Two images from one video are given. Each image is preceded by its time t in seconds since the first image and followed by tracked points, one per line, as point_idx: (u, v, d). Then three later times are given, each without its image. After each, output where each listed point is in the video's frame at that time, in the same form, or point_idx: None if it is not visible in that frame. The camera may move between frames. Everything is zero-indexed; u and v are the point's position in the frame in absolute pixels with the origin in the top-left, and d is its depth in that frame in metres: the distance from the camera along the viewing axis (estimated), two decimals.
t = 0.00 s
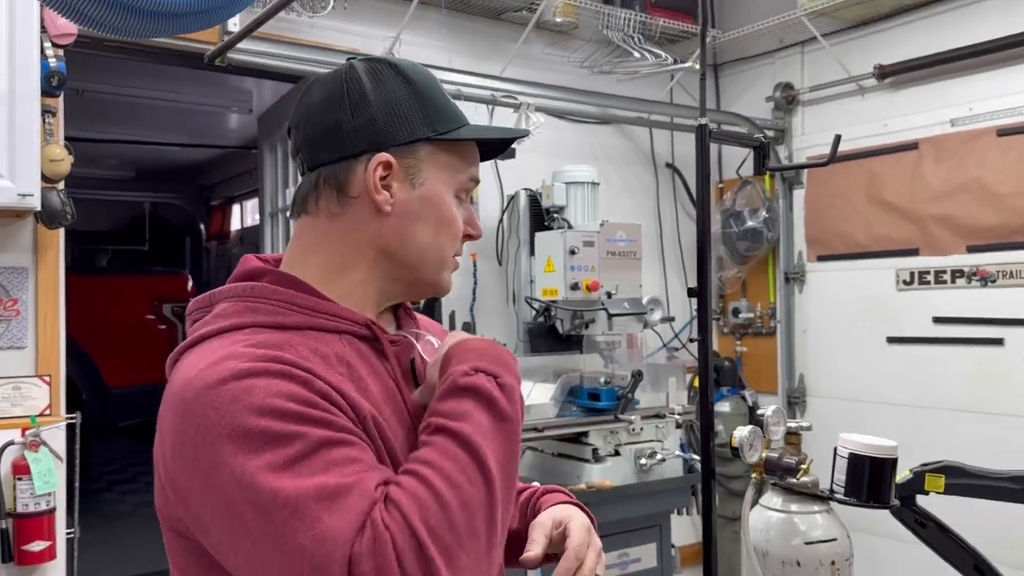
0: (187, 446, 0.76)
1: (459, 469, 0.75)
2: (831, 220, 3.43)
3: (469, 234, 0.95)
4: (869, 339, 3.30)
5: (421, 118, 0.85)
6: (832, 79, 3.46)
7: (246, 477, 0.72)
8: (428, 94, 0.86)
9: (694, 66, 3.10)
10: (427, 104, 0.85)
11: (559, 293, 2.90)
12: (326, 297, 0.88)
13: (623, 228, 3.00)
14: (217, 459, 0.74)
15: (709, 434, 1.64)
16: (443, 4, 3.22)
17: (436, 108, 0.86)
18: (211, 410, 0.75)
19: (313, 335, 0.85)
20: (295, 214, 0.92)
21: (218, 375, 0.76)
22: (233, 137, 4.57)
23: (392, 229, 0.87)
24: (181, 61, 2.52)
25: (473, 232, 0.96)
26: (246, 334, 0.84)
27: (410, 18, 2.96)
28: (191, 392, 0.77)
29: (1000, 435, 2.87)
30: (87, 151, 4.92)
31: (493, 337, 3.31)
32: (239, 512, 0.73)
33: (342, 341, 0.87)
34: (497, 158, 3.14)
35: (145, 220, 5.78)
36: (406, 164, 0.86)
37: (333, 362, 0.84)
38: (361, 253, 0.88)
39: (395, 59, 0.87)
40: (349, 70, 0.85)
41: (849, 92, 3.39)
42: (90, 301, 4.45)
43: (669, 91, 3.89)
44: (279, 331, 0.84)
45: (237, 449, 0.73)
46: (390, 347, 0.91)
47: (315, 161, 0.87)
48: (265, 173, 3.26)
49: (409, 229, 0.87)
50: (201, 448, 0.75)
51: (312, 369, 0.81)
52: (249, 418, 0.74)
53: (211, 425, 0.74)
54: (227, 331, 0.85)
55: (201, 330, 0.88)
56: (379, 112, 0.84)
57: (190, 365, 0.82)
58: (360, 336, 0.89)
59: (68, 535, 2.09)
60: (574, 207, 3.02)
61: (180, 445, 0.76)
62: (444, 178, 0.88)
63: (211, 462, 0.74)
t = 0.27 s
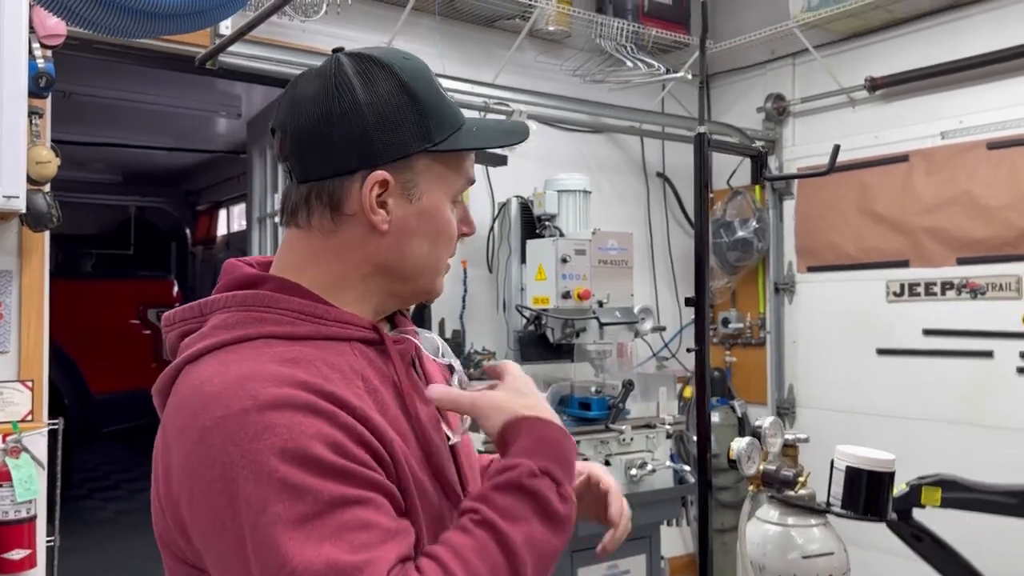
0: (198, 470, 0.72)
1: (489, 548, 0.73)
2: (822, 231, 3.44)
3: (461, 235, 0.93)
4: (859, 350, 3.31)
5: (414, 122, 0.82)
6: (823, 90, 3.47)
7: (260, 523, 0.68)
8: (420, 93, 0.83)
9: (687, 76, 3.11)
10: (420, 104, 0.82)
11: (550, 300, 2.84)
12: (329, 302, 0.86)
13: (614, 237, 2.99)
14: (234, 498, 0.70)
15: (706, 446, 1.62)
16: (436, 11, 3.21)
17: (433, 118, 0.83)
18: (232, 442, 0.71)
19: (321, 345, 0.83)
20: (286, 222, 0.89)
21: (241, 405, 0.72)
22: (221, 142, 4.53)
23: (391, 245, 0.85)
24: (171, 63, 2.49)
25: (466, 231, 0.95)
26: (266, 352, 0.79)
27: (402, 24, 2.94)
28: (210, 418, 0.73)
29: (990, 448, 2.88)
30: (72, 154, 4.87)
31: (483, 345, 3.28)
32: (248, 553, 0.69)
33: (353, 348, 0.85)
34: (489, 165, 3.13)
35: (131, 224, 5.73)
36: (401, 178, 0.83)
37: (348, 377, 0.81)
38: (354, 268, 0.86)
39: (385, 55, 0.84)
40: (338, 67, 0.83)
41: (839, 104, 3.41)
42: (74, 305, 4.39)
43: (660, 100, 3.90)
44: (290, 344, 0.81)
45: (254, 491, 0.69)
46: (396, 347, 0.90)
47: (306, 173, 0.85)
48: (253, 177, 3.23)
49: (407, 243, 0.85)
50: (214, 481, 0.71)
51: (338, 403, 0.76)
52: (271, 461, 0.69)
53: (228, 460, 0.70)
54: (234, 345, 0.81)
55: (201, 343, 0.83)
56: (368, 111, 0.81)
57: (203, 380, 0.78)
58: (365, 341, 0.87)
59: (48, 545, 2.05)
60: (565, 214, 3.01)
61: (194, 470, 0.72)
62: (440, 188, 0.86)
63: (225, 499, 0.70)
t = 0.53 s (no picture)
0: (249, 512, 0.68)
1: None
2: (821, 244, 3.44)
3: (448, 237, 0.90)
4: (859, 363, 3.30)
5: (392, 139, 0.78)
6: (823, 104, 3.49)
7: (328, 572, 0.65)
8: (396, 104, 0.78)
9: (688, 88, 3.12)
10: (395, 118, 0.78)
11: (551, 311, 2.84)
12: (339, 315, 0.83)
13: (615, 248, 2.99)
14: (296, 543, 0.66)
15: (711, 459, 1.62)
16: (438, 21, 3.22)
17: (409, 132, 0.78)
18: (290, 486, 0.67)
19: (346, 360, 0.79)
20: (263, 238, 0.85)
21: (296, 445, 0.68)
22: (220, 150, 4.53)
23: (374, 268, 0.82)
24: (173, 70, 2.49)
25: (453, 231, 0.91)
26: (303, 376, 0.75)
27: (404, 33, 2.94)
28: (263, 457, 0.68)
29: (990, 462, 2.87)
30: (70, 161, 4.85)
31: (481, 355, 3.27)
32: None
33: (371, 358, 0.82)
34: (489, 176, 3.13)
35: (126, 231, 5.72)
36: (380, 202, 0.80)
37: (383, 392, 0.78)
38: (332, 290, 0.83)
39: (358, 61, 0.79)
40: (305, 84, 0.78)
41: (839, 117, 3.42)
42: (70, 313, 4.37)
43: (660, 112, 3.91)
44: (317, 362, 0.77)
45: (318, 540, 0.66)
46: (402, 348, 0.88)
47: (276, 197, 0.80)
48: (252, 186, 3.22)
49: (390, 264, 0.82)
50: (270, 527, 0.67)
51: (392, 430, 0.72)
52: (336, 508, 0.66)
53: (288, 504, 0.67)
54: (259, 372, 0.76)
55: (217, 374, 0.78)
56: (336, 126, 0.76)
57: (241, 412, 0.73)
58: (378, 349, 0.84)
59: (43, 554, 2.02)
60: (566, 225, 3.01)
61: (244, 511, 0.68)
62: (421, 205, 0.82)
63: (285, 545, 0.66)
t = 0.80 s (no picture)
0: (265, 529, 0.68)
1: None
2: (815, 247, 3.47)
3: (447, 271, 0.86)
4: (852, 365, 3.32)
5: (366, 173, 0.74)
6: (817, 108, 3.51)
7: None
8: (377, 137, 0.74)
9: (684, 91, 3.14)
10: (374, 151, 0.74)
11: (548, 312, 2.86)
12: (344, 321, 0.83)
13: (611, 250, 3.00)
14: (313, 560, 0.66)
15: (711, 460, 1.63)
16: (436, 23, 3.23)
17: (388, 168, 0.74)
18: (308, 503, 0.67)
19: (354, 368, 0.80)
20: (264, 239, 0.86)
21: (313, 462, 0.68)
22: (215, 150, 4.52)
23: (350, 294, 0.81)
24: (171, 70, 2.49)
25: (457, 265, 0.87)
26: (316, 389, 0.75)
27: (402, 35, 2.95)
28: (279, 473, 0.69)
29: (982, 463, 2.90)
30: (63, 161, 4.83)
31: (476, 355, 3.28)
32: None
33: (379, 365, 0.83)
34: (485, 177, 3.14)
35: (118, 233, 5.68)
36: (353, 234, 0.76)
37: (395, 400, 0.79)
38: (311, 306, 0.83)
39: (360, 84, 0.75)
40: (299, 100, 0.76)
41: (833, 122, 3.44)
42: (63, 312, 4.35)
43: (655, 115, 3.93)
44: (327, 374, 0.78)
45: (336, 557, 0.66)
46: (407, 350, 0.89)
47: (264, 204, 0.80)
48: (248, 186, 3.22)
49: (366, 293, 0.80)
50: (288, 543, 0.67)
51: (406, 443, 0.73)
52: (354, 524, 0.67)
53: (306, 520, 0.67)
54: (270, 385, 0.77)
55: (228, 387, 0.78)
56: (312, 153, 0.74)
57: (254, 427, 0.73)
58: (386, 353, 0.85)
59: (38, 554, 2.02)
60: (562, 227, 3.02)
61: (259, 527, 0.68)
62: (404, 245, 0.78)
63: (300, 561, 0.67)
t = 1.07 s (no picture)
0: (236, 509, 0.69)
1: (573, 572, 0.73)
2: (801, 245, 3.49)
3: (436, 272, 0.83)
4: (837, 363, 3.35)
5: (333, 165, 0.74)
6: (803, 107, 3.54)
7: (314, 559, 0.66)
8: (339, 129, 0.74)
9: (671, 90, 3.16)
10: (340, 144, 0.73)
11: (536, 310, 2.88)
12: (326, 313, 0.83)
13: (600, 248, 3.02)
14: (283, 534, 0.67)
15: (699, 455, 1.65)
16: (424, 21, 3.23)
17: (354, 161, 0.74)
18: (272, 480, 0.68)
19: (332, 361, 0.80)
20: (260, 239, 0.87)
21: (275, 440, 0.69)
22: (200, 147, 4.50)
23: (328, 288, 0.80)
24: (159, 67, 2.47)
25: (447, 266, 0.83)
26: (285, 375, 0.76)
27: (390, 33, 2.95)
28: (245, 454, 0.70)
29: (965, 459, 2.94)
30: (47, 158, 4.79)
31: (464, 353, 3.28)
32: None
33: (360, 358, 0.82)
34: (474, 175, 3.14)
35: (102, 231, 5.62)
36: (325, 227, 0.76)
37: (369, 387, 0.79)
38: (296, 297, 0.83)
39: (326, 77, 0.75)
40: (271, 96, 0.77)
41: (819, 121, 3.47)
42: (47, 311, 4.31)
43: (642, 114, 3.95)
44: (301, 362, 0.78)
45: (302, 530, 0.67)
46: (395, 347, 0.88)
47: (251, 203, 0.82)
48: (235, 183, 3.20)
49: (344, 289, 0.80)
50: (255, 524, 0.68)
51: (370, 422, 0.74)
52: (316, 496, 0.67)
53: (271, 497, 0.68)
54: (244, 372, 0.77)
55: (206, 372, 0.79)
56: (281, 147, 0.75)
57: (225, 411, 0.74)
58: (371, 349, 0.85)
59: (25, 553, 2.00)
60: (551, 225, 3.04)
61: (231, 507, 0.70)
62: (375, 239, 0.77)
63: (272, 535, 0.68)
